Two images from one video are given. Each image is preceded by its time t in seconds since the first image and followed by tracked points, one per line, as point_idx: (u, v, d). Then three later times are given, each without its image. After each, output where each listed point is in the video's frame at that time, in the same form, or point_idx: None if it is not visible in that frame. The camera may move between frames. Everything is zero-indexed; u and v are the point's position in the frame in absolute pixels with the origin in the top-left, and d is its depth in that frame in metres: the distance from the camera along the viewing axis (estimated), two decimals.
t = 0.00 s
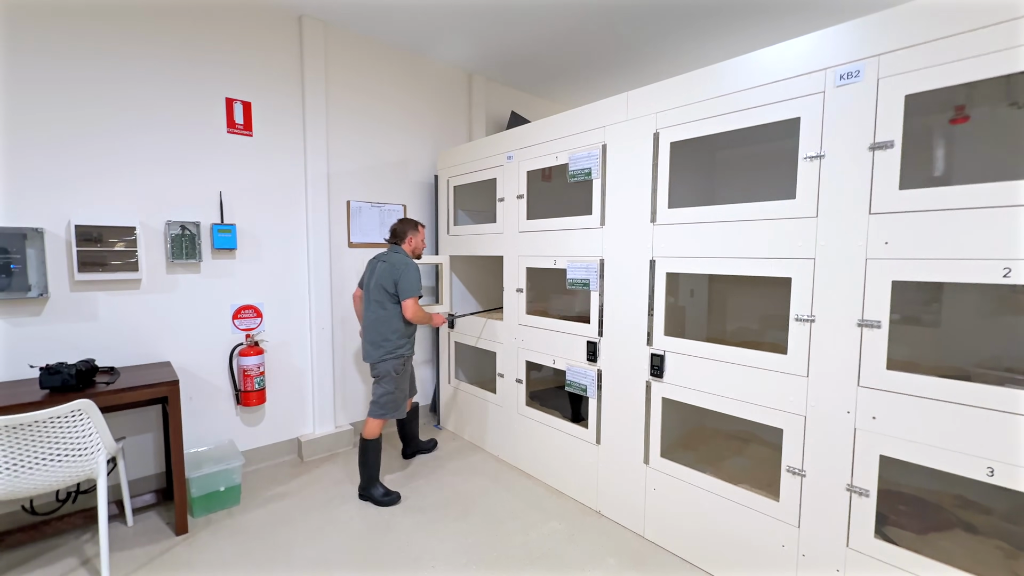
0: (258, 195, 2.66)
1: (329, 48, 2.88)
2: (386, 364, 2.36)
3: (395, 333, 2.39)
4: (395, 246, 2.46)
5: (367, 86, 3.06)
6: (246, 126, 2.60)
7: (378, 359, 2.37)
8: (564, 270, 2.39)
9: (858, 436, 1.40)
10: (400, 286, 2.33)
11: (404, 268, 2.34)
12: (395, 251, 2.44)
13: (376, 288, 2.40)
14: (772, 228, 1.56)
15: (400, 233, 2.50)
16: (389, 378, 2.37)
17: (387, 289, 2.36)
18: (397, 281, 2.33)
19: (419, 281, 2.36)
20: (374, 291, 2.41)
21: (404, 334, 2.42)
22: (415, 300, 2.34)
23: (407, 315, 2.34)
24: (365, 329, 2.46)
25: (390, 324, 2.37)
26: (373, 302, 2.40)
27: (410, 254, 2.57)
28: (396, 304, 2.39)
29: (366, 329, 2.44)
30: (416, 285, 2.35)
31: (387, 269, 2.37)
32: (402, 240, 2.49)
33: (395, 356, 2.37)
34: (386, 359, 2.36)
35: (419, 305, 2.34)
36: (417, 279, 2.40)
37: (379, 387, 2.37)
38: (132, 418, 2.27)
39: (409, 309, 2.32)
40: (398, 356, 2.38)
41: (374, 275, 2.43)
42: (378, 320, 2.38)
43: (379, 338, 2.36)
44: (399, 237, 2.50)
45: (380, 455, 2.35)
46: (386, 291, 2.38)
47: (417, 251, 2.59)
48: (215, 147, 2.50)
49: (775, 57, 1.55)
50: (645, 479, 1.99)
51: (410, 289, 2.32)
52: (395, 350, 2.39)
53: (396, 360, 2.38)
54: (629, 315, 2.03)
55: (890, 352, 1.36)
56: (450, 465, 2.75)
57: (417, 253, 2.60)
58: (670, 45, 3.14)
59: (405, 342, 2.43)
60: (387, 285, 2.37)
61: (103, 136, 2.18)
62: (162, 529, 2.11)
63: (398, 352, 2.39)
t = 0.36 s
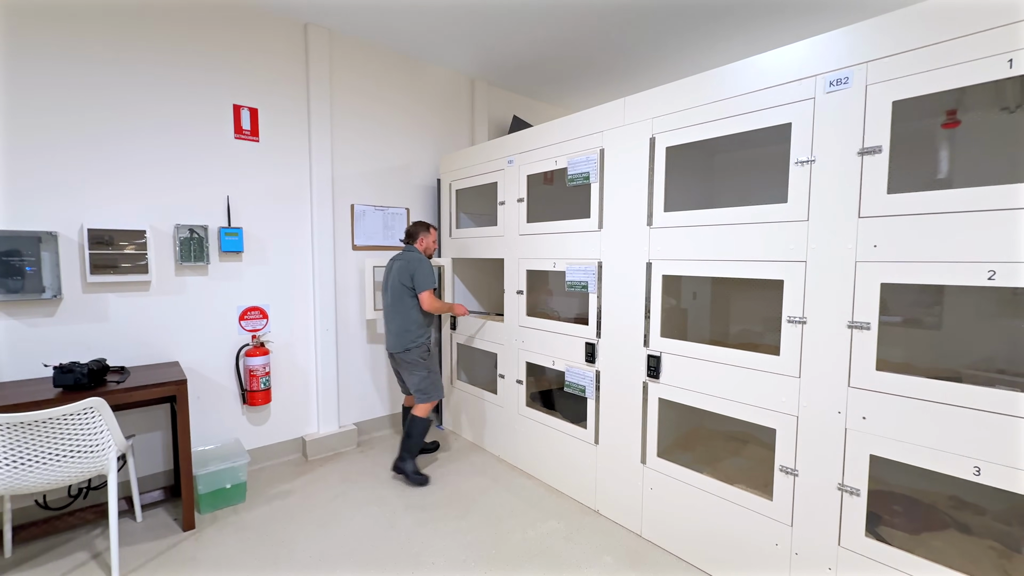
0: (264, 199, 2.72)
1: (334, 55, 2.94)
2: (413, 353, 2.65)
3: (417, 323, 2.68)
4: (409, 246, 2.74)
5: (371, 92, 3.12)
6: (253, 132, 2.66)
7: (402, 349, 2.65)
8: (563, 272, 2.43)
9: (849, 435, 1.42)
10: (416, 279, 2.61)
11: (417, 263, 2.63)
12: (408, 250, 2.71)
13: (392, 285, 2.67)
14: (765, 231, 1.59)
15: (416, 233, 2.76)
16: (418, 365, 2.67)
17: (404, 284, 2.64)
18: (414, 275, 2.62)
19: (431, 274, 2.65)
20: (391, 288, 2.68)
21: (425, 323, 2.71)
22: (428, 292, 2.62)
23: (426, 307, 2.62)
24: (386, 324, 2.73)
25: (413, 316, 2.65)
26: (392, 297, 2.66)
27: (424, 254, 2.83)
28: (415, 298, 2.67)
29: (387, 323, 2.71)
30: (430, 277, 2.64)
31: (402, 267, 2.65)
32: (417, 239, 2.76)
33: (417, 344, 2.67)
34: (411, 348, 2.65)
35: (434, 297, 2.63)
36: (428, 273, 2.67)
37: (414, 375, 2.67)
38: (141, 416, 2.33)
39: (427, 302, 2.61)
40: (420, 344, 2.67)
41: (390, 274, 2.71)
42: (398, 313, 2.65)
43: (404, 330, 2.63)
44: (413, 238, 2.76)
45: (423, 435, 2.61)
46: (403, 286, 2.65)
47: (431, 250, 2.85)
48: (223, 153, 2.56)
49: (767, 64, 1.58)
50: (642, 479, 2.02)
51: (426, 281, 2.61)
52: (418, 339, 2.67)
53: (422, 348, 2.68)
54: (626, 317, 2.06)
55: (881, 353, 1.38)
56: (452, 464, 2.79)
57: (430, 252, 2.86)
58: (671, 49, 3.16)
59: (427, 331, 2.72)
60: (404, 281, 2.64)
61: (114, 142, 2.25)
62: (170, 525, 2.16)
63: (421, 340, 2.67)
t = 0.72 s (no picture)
0: (270, 206, 2.76)
1: (340, 64, 2.99)
2: (421, 356, 2.69)
3: (426, 327, 2.72)
4: (419, 252, 2.78)
5: (375, 100, 3.17)
6: (260, 140, 2.71)
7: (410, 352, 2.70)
8: (564, 278, 2.45)
9: (847, 439, 1.44)
10: (426, 285, 2.66)
11: (426, 269, 2.68)
12: (417, 257, 2.75)
13: (402, 291, 2.73)
14: (763, 237, 1.62)
15: (426, 239, 2.80)
16: (425, 368, 2.70)
17: (414, 290, 2.69)
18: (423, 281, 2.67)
19: (440, 279, 2.69)
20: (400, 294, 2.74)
21: (434, 327, 2.75)
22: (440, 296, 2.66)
23: (437, 309, 2.67)
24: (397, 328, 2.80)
25: (422, 320, 2.70)
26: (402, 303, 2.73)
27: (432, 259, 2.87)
28: (425, 302, 2.72)
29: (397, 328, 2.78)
30: (439, 283, 2.69)
31: (411, 273, 2.70)
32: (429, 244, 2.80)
33: (426, 348, 2.70)
34: (420, 352, 2.70)
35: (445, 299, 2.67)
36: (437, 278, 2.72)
37: (421, 378, 2.70)
38: (148, 420, 2.36)
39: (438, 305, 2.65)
40: (429, 348, 2.71)
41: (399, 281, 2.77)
42: (408, 318, 2.70)
43: (412, 333, 2.68)
44: (423, 244, 2.79)
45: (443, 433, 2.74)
46: (412, 291, 2.70)
47: (439, 255, 2.88)
48: (230, 161, 2.61)
49: (764, 73, 1.61)
50: (643, 483, 2.03)
51: (435, 286, 2.66)
52: (426, 342, 2.71)
53: (431, 351, 2.71)
54: (626, 322, 2.08)
55: (878, 357, 1.40)
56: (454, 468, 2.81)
57: (439, 258, 2.89)
58: (672, 56, 3.19)
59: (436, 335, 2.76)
60: (413, 287, 2.70)
61: (124, 150, 2.30)
62: (176, 528, 2.19)
63: (430, 344, 2.72)
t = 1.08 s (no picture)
0: (272, 209, 2.78)
1: (341, 68, 3.02)
2: (426, 357, 2.71)
3: (430, 328, 2.74)
4: (423, 254, 2.80)
5: (376, 103, 3.19)
6: (262, 143, 2.74)
7: (414, 353, 2.73)
8: (564, 280, 2.47)
9: (844, 439, 1.45)
10: (428, 286, 2.67)
11: (427, 271, 2.70)
12: (421, 258, 2.77)
13: (405, 292, 2.76)
14: (761, 239, 1.63)
15: (432, 241, 2.82)
16: (429, 368, 2.72)
17: (417, 291, 2.72)
18: (426, 282, 2.68)
19: (444, 281, 2.71)
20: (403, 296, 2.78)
21: (438, 328, 2.77)
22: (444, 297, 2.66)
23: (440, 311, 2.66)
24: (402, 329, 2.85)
25: (427, 321, 2.72)
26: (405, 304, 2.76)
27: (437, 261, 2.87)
28: (429, 304, 2.74)
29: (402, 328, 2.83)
30: (443, 284, 2.70)
31: (414, 275, 2.73)
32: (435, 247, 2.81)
33: (431, 349, 2.72)
34: (425, 353, 2.72)
35: (449, 301, 2.66)
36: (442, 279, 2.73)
37: (425, 379, 2.72)
38: (151, 420, 2.38)
39: (442, 307, 2.65)
40: (434, 349, 2.73)
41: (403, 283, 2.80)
42: (411, 319, 2.73)
43: (418, 334, 2.71)
44: (428, 246, 2.82)
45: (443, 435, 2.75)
46: (415, 293, 2.73)
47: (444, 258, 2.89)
48: (232, 164, 2.64)
49: (760, 77, 1.63)
50: (643, 484, 2.04)
51: (438, 287, 2.66)
52: (431, 343, 2.73)
53: (435, 352, 2.73)
54: (626, 323, 2.09)
55: (875, 358, 1.41)
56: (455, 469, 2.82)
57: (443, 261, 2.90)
58: (672, 59, 3.21)
59: (440, 336, 2.78)
60: (418, 289, 2.72)
61: (128, 154, 2.33)
62: (178, 528, 2.20)
63: (433, 345, 2.73)
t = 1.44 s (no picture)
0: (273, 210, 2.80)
1: (343, 70, 3.04)
2: (429, 357, 2.72)
3: (434, 329, 2.75)
4: (428, 255, 2.82)
5: (377, 104, 3.21)
6: (263, 144, 2.75)
7: (417, 353, 2.74)
8: (564, 280, 2.48)
9: (841, 438, 1.46)
10: (432, 287, 2.68)
11: (431, 271, 2.71)
12: (425, 259, 2.78)
13: (408, 292, 2.78)
14: (759, 239, 1.64)
15: (437, 243, 2.84)
16: (432, 369, 2.73)
17: (420, 292, 2.73)
18: (429, 283, 2.69)
19: (447, 283, 2.71)
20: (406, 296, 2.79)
21: (441, 329, 2.78)
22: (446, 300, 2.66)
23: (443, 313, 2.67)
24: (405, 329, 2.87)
25: (430, 322, 2.73)
26: (408, 304, 2.78)
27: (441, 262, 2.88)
28: (432, 305, 2.75)
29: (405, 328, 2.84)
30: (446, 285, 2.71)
31: (418, 275, 2.74)
32: (440, 248, 2.83)
33: (434, 350, 2.73)
34: (428, 354, 2.73)
35: (453, 302, 2.67)
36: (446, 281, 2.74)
37: (428, 379, 2.72)
38: (152, 420, 2.39)
39: (445, 309, 2.66)
40: (437, 349, 2.74)
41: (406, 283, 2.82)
42: (414, 320, 2.74)
43: (421, 336, 2.72)
44: (433, 247, 2.84)
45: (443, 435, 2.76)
46: (419, 294, 2.74)
47: (448, 259, 2.90)
48: (234, 165, 2.65)
49: (758, 78, 1.64)
50: (642, 483, 2.05)
51: (442, 289, 2.67)
52: (435, 344, 2.75)
53: (439, 353, 2.74)
54: (625, 323, 2.11)
55: (872, 357, 1.41)
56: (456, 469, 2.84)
57: (447, 262, 2.91)
58: (671, 60, 3.23)
59: (443, 337, 2.79)
60: (421, 290, 2.73)
61: (130, 155, 2.34)
62: (179, 527, 2.21)
63: (437, 346, 2.74)
